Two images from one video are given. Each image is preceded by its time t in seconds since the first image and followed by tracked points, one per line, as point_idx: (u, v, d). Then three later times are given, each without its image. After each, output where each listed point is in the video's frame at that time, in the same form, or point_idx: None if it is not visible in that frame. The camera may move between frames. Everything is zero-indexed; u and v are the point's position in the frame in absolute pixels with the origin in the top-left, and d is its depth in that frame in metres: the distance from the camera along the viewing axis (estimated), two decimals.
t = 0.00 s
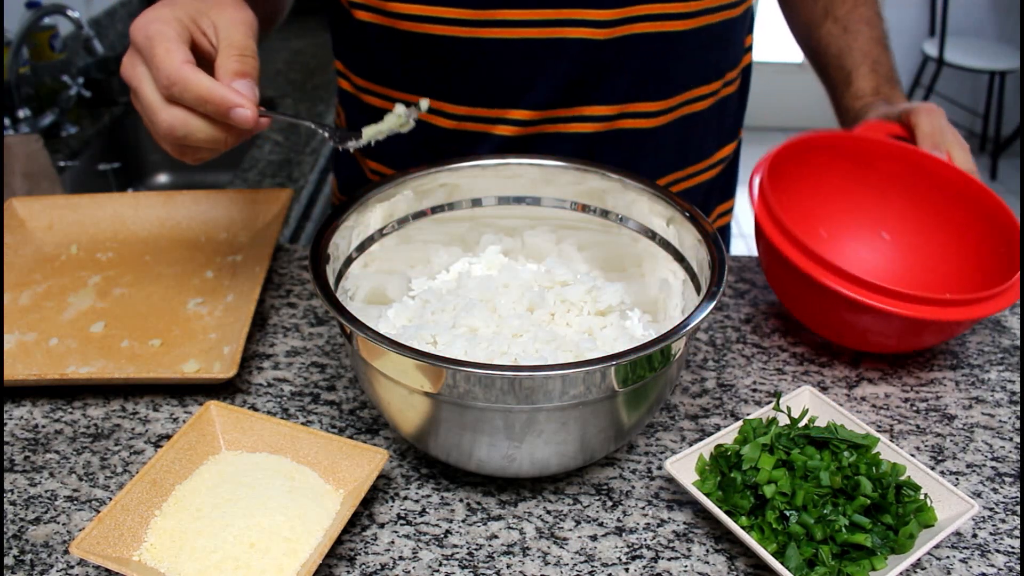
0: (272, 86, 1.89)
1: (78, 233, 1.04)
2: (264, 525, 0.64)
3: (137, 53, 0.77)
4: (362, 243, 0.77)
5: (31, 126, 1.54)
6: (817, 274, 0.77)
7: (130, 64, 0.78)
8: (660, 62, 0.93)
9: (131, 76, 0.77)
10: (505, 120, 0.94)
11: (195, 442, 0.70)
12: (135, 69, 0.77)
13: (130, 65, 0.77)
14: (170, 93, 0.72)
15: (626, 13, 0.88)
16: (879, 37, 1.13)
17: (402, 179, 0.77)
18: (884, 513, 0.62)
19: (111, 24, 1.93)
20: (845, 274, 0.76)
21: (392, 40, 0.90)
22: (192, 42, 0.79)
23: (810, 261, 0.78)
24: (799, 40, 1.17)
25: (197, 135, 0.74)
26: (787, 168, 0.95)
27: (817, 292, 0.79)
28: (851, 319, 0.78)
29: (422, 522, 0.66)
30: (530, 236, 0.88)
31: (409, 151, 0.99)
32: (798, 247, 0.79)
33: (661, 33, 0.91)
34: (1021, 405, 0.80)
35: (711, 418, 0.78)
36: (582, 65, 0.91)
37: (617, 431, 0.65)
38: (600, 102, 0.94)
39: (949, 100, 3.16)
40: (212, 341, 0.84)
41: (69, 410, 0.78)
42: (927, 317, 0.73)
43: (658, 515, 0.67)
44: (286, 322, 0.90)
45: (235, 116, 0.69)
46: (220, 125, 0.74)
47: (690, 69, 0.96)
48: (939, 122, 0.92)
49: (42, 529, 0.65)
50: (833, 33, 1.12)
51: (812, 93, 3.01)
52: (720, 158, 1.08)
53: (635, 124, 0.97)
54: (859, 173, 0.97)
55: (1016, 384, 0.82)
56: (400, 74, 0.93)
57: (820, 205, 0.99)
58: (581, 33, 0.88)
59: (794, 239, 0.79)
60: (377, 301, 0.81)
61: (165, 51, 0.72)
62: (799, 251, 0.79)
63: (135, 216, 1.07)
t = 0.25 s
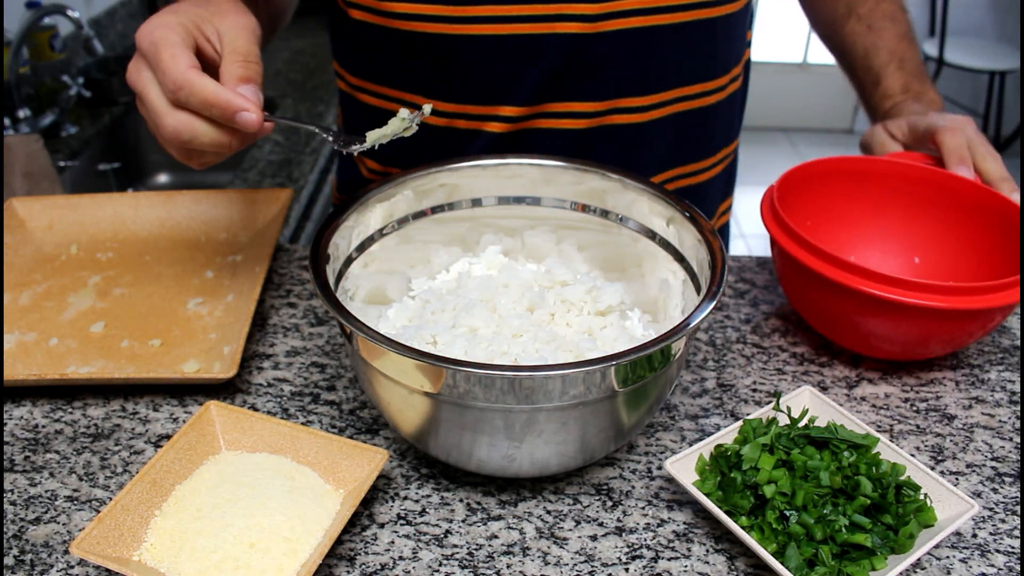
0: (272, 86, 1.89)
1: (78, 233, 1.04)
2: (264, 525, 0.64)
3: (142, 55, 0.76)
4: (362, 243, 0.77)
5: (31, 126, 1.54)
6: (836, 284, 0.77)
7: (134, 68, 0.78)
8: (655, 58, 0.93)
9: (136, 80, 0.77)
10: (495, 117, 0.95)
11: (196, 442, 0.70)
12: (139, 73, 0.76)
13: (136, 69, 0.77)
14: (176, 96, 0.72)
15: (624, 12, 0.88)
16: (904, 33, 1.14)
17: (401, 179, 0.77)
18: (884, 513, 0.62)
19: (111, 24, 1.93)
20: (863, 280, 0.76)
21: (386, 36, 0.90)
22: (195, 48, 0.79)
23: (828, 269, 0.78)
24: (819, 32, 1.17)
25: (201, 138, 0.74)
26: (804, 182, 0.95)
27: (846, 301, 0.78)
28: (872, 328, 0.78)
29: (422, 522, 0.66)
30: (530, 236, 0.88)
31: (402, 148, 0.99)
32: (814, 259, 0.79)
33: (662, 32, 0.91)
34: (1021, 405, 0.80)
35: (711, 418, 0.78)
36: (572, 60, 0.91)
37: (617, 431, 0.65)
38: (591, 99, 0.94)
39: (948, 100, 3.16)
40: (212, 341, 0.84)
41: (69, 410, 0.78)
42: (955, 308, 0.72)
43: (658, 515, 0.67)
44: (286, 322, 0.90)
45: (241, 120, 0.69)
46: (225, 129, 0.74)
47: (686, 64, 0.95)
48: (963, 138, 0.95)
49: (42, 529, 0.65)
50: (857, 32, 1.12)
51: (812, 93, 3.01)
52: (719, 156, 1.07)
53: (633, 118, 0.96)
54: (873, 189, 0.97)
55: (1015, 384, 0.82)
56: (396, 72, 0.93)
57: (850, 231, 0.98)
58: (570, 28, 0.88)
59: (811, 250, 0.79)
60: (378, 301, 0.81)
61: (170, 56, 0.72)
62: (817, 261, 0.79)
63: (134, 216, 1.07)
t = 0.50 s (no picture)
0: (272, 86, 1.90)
1: (78, 233, 1.04)
2: (264, 525, 0.64)
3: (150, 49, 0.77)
4: (362, 243, 0.77)
5: (31, 126, 1.54)
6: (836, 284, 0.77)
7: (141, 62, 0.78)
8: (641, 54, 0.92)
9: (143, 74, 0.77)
10: (489, 116, 0.95)
11: (196, 442, 0.70)
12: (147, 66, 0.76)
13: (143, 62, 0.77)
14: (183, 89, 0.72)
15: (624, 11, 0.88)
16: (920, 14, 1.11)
17: (401, 179, 0.77)
18: (884, 513, 0.62)
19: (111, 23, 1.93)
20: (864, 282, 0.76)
21: (376, 35, 0.90)
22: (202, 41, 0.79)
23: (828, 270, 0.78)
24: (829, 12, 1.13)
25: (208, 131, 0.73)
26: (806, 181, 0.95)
27: (846, 301, 0.78)
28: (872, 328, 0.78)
29: (422, 522, 0.66)
30: (530, 236, 0.88)
31: (397, 147, 0.99)
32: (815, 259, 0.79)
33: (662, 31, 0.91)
34: (1021, 405, 0.80)
35: (711, 418, 0.78)
36: (559, 56, 0.91)
37: (617, 431, 0.65)
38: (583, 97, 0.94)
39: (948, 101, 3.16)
40: (212, 341, 0.84)
41: (69, 410, 0.78)
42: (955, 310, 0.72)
43: (657, 515, 0.67)
44: (286, 322, 0.90)
45: (247, 114, 0.69)
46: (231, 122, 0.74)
47: (677, 60, 0.94)
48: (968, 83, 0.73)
49: (42, 529, 0.65)
50: None
51: (812, 93, 3.01)
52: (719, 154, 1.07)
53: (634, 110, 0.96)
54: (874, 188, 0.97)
55: (1016, 384, 0.82)
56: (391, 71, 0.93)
57: (854, 232, 0.98)
58: (554, 24, 0.88)
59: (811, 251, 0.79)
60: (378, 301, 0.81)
61: (177, 49, 0.72)
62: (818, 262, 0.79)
63: (134, 216, 1.07)
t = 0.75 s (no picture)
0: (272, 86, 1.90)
1: (78, 233, 1.04)
2: (264, 525, 0.64)
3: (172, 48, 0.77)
4: (363, 243, 0.77)
5: (31, 126, 1.54)
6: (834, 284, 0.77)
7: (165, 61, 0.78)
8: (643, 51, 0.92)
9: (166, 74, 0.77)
10: (487, 118, 0.95)
11: (196, 443, 0.70)
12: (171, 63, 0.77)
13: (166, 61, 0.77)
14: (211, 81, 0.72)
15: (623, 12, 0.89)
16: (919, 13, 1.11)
17: (402, 179, 0.77)
18: (884, 513, 0.62)
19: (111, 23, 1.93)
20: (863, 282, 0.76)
21: (375, 36, 0.91)
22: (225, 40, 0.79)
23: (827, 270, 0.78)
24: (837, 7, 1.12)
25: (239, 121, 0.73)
26: (805, 181, 0.95)
27: (846, 301, 0.78)
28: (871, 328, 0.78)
29: (422, 522, 0.66)
30: (530, 236, 0.88)
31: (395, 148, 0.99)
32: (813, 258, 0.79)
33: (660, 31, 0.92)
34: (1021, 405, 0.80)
35: (711, 418, 0.78)
36: (555, 56, 0.91)
37: (617, 431, 0.65)
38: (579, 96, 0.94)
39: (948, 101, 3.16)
40: (212, 341, 0.84)
41: (69, 410, 0.78)
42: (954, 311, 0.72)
43: (658, 515, 0.67)
44: (286, 322, 0.90)
45: (274, 99, 0.68)
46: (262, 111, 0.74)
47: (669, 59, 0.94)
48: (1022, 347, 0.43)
49: (42, 529, 0.65)
50: None
51: (812, 93, 3.01)
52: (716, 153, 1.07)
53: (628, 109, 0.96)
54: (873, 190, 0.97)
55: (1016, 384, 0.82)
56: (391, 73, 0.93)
57: (853, 232, 0.99)
58: (554, 23, 0.88)
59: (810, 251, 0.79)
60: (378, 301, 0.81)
61: (204, 40, 0.73)
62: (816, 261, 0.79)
63: (135, 216, 1.07)
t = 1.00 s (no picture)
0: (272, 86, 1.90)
1: (78, 233, 1.04)
2: (264, 525, 0.64)
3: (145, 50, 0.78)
4: (362, 242, 0.77)
5: (31, 126, 1.54)
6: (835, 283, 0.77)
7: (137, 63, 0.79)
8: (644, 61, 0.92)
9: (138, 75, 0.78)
10: (489, 119, 0.95)
11: (196, 442, 0.70)
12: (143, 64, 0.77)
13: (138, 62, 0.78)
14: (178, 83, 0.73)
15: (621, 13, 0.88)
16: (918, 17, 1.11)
17: (402, 179, 0.77)
18: (884, 511, 0.63)
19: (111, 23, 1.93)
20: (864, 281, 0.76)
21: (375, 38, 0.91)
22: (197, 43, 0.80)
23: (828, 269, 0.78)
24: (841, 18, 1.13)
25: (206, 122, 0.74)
26: (806, 181, 0.95)
27: (846, 301, 0.78)
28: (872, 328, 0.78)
29: (422, 522, 0.66)
30: (530, 236, 0.88)
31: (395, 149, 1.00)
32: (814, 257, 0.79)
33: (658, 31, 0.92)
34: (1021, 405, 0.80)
35: (711, 418, 0.78)
36: (553, 63, 0.91)
37: (617, 431, 0.65)
38: (577, 105, 0.93)
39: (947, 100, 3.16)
40: (211, 341, 0.84)
41: (69, 410, 0.78)
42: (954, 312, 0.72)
43: (658, 515, 0.67)
44: (286, 322, 0.90)
45: (236, 99, 0.69)
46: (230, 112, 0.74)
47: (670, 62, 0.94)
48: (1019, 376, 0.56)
49: (42, 529, 0.65)
50: None
51: (811, 93, 3.01)
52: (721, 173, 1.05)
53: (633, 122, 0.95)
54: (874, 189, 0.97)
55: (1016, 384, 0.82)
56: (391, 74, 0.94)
57: (853, 233, 0.99)
58: (548, 30, 0.88)
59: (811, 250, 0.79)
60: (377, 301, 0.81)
61: (171, 41, 0.74)
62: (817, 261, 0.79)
63: (134, 216, 1.07)
